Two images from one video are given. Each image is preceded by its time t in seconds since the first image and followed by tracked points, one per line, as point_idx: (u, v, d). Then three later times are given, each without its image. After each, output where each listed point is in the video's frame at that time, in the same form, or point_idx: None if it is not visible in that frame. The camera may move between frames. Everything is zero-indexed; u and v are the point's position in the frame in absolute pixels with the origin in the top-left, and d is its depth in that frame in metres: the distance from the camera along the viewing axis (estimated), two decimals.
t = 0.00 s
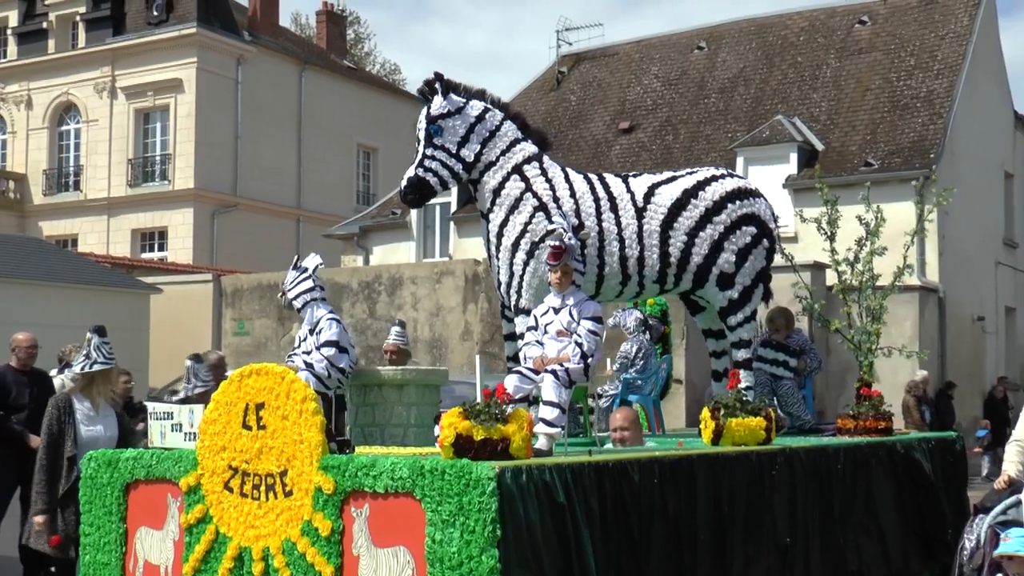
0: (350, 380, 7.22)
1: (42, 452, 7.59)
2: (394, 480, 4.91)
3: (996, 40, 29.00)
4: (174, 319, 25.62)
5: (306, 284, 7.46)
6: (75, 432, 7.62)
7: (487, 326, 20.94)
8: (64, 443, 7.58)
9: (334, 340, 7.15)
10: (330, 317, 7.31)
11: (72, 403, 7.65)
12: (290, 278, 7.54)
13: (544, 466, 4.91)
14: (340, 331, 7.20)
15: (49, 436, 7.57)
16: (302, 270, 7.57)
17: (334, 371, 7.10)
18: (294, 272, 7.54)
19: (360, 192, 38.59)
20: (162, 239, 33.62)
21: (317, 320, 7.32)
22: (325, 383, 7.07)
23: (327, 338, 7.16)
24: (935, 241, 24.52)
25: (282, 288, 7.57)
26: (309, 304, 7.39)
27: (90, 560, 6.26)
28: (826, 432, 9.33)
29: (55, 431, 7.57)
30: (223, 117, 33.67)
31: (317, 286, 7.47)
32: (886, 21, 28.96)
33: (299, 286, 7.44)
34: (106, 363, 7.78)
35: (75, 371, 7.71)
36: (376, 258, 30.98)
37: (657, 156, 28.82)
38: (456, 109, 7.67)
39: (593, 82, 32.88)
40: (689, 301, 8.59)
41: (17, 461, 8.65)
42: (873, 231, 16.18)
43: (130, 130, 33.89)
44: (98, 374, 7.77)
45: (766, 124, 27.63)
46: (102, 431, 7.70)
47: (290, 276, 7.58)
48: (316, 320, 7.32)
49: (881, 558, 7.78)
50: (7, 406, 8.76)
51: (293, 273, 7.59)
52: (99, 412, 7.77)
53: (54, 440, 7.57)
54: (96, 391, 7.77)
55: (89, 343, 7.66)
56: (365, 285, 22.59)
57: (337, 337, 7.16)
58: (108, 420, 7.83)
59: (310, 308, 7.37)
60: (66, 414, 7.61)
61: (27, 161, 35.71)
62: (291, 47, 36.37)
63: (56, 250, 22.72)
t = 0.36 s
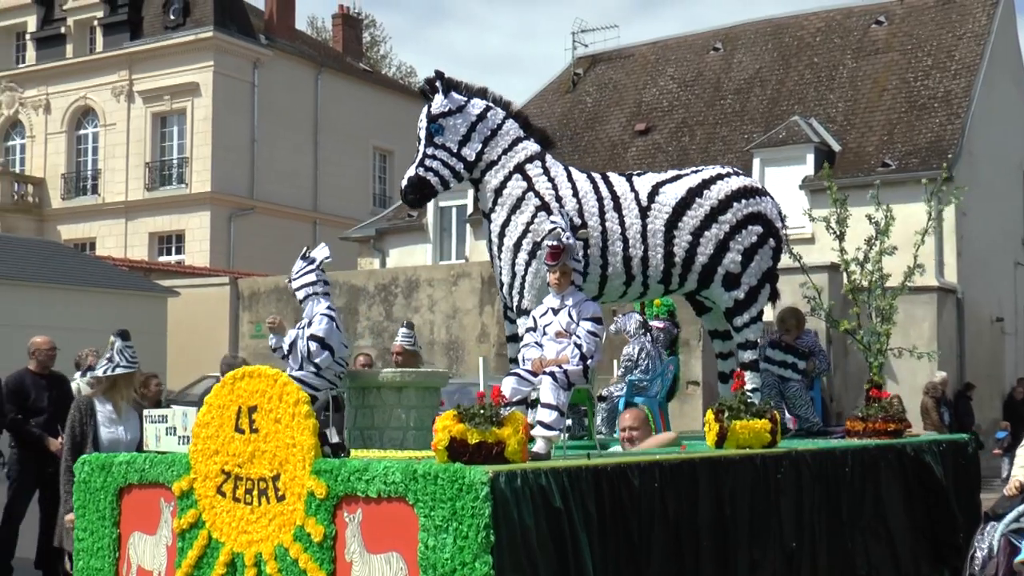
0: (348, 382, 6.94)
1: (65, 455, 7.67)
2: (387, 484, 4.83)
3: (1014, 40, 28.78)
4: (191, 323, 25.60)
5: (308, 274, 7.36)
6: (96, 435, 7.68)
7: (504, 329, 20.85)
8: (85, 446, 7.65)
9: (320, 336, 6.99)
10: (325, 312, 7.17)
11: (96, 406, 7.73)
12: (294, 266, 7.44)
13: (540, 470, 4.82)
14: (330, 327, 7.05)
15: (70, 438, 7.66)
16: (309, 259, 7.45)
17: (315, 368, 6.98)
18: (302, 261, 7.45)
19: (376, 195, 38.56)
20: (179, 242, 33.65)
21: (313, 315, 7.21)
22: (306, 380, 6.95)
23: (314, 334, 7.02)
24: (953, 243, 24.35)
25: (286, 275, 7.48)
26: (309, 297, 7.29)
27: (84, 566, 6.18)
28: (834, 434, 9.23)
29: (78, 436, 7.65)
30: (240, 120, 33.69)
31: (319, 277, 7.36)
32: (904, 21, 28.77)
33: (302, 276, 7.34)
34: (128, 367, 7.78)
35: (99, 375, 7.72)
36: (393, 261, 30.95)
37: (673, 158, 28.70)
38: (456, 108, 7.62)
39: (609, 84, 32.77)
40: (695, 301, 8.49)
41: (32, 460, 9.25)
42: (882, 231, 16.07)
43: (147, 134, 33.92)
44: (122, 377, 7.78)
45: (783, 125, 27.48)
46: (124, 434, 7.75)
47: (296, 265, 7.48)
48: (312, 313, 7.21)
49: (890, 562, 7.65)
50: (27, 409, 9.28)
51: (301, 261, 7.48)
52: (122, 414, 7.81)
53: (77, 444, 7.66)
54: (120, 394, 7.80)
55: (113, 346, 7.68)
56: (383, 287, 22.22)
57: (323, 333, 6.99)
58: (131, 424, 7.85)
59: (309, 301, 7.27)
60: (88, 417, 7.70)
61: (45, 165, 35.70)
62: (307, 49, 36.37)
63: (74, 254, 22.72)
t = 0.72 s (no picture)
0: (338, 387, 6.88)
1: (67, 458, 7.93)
2: (369, 491, 4.73)
3: None
4: (207, 327, 25.54)
5: (312, 276, 7.33)
6: (97, 441, 7.90)
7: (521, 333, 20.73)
8: (86, 452, 7.89)
9: (323, 342, 7.02)
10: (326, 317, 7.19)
11: (99, 411, 7.91)
12: (296, 266, 7.39)
13: (525, 477, 4.71)
14: (330, 333, 7.08)
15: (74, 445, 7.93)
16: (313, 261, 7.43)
17: (314, 374, 6.98)
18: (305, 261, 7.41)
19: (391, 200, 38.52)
20: (195, 247, 33.79)
21: (312, 319, 7.19)
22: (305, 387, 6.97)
23: (316, 340, 7.04)
24: (970, 246, 24.17)
25: (285, 272, 7.43)
26: (310, 299, 7.25)
27: None
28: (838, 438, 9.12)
29: (78, 442, 7.89)
30: (255, 125, 33.65)
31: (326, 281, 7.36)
32: (918, 24, 28.61)
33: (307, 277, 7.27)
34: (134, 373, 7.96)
35: (102, 381, 7.91)
36: (408, 266, 30.89)
37: (688, 161, 28.58)
38: (450, 108, 7.56)
39: (623, 87, 32.66)
40: (695, 303, 8.37)
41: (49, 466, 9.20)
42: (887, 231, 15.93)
43: (163, 140, 33.90)
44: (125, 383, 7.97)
45: (797, 128, 27.32)
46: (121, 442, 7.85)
47: (298, 264, 7.42)
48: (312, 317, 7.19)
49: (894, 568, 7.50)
50: (43, 414, 9.31)
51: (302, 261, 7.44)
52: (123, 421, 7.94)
53: (78, 451, 7.91)
54: (122, 400, 7.96)
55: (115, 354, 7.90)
56: (398, 290, 22.27)
57: (325, 339, 7.03)
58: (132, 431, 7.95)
59: (309, 304, 7.23)
60: (89, 423, 7.92)
61: (62, 171, 35.68)
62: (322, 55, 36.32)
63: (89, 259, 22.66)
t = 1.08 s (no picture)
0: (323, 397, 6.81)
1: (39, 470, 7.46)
2: (347, 500, 4.63)
3: None
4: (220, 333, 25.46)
5: (292, 284, 6.95)
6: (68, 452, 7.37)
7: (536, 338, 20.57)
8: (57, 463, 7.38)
9: (307, 352, 6.63)
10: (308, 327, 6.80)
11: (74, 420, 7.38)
12: (276, 275, 7.00)
13: (507, 484, 4.61)
14: (314, 342, 6.68)
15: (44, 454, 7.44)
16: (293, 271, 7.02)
17: (300, 384, 6.58)
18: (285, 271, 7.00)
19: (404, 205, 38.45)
20: (210, 253, 33.56)
21: (292, 329, 6.79)
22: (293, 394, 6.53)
23: (299, 350, 6.64)
24: (986, 248, 24.01)
25: (265, 280, 7.04)
26: (289, 309, 6.86)
27: None
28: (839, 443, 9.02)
29: (49, 454, 7.40)
30: (268, 130, 33.59)
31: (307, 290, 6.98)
32: (933, 26, 28.45)
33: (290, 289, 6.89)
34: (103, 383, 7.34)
35: (71, 390, 7.36)
36: (422, 270, 30.77)
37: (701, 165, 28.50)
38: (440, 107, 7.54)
39: (636, 91, 32.57)
40: (693, 306, 8.28)
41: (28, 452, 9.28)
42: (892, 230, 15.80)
43: (177, 146, 33.90)
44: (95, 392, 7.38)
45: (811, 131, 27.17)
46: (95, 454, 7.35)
47: (277, 273, 7.04)
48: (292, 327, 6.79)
49: None
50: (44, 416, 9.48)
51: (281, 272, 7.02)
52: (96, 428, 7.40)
53: (51, 462, 7.41)
54: (93, 409, 7.38)
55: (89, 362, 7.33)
56: (413, 296, 21.60)
57: (309, 349, 6.63)
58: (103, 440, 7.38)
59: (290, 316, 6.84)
60: (61, 435, 7.40)
61: (77, 178, 35.70)
62: (335, 60, 36.27)
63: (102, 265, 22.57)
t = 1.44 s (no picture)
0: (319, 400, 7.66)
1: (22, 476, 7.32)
2: (328, 508, 4.56)
3: None
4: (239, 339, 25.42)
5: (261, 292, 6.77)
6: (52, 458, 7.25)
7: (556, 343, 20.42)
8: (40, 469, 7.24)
9: (283, 358, 6.26)
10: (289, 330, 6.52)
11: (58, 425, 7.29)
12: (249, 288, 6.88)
13: (491, 493, 4.54)
14: (290, 347, 6.34)
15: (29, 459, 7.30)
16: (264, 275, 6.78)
17: (285, 389, 6.18)
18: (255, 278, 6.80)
19: (422, 210, 38.40)
20: (229, 259, 33.63)
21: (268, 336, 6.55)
22: (275, 400, 6.10)
23: (276, 358, 6.28)
24: (1008, 250, 23.87)
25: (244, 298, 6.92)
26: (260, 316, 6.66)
27: None
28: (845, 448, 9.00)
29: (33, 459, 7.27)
30: (286, 136, 33.55)
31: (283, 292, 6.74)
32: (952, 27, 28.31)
33: (258, 293, 6.68)
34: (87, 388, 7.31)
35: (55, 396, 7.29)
36: (440, 275, 30.63)
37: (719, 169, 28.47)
38: (434, 107, 7.53)
39: (654, 95, 32.50)
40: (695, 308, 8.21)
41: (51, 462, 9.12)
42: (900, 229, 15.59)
43: (196, 153, 33.89)
44: (79, 398, 7.32)
45: (830, 133, 27.06)
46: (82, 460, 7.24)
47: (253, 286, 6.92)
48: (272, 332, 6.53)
49: None
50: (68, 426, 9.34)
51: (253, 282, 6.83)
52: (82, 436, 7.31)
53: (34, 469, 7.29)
54: (78, 415, 7.31)
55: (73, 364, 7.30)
56: (433, 300, 20.96)
57: (285, 356, 6.27)
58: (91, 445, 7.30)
59: (266, 321, 6.60)
60: (46, 440, 7.28)
61: (97, 185, 35.72)
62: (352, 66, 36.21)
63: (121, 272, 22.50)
